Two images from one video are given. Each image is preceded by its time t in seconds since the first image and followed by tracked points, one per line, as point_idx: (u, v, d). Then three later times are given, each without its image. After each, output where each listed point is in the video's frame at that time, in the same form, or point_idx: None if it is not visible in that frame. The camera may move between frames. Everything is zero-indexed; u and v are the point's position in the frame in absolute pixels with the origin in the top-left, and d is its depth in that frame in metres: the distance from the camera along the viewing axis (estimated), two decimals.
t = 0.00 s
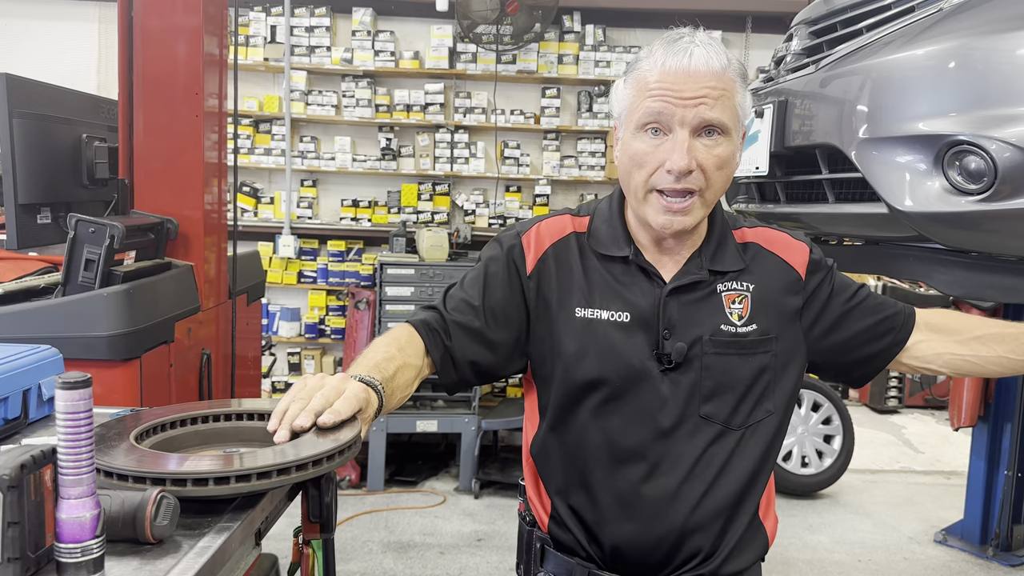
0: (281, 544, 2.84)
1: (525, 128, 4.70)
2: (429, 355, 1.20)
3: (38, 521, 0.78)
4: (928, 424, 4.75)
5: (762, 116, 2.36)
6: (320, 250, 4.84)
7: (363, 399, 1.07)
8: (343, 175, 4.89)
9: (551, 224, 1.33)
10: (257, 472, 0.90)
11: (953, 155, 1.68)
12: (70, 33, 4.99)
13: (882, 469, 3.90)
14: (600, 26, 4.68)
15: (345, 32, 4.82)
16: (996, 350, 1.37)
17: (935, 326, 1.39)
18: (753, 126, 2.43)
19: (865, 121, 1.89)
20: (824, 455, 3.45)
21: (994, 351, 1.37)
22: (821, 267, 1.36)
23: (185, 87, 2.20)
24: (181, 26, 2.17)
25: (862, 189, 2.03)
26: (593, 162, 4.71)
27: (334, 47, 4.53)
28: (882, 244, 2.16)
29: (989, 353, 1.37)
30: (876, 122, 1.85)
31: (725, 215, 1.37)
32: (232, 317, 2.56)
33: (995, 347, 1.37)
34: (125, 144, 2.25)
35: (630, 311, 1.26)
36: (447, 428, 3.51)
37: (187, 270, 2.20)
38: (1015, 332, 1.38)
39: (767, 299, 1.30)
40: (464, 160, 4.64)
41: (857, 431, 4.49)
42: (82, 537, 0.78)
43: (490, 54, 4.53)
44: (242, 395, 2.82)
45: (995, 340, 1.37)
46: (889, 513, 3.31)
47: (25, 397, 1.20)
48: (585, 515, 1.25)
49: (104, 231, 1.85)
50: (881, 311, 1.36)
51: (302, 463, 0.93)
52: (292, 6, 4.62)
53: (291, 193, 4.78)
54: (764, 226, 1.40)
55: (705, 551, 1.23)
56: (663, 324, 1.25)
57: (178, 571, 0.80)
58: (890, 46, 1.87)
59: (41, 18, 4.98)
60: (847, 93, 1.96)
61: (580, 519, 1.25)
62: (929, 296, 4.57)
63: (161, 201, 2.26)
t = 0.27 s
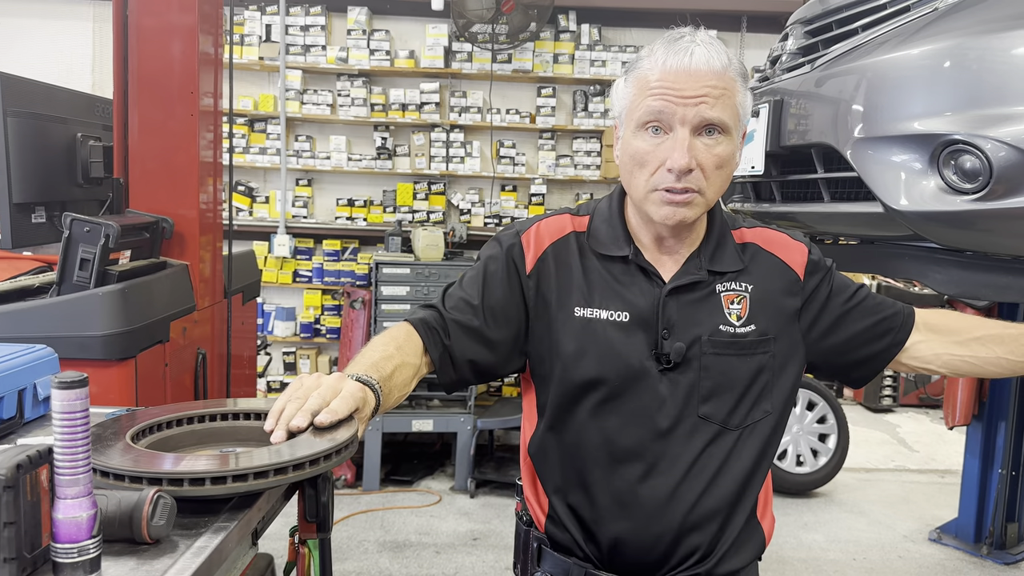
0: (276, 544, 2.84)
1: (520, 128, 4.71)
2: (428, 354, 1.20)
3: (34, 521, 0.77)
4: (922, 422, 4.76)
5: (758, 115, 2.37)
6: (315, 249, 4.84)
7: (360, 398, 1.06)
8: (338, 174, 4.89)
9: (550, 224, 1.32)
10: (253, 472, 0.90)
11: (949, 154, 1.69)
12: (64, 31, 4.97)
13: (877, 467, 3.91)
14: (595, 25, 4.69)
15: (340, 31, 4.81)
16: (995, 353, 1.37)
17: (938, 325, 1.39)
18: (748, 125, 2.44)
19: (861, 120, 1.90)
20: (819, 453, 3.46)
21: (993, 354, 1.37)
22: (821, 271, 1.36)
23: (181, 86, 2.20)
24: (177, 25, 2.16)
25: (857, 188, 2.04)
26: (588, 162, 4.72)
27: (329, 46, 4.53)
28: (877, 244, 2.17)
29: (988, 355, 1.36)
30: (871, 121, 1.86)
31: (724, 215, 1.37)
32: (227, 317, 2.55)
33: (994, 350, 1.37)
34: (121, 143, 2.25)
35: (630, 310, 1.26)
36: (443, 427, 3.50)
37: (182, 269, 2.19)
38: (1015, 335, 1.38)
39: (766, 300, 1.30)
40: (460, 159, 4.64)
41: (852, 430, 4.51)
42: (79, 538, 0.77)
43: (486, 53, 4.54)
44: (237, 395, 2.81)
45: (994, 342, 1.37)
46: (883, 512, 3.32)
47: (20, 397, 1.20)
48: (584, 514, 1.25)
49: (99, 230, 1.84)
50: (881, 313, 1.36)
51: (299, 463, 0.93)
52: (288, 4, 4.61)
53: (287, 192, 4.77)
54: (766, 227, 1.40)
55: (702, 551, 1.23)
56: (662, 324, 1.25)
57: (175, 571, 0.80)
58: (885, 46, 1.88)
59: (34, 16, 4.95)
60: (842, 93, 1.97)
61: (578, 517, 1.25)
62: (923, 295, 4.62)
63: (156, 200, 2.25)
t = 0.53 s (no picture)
0: (272, 543, 2.83)
1: (516, 126, 4.71)
2: (424, 354, 1.20)
3: (27, 520, 0.77)
4: (917, 421, 4.78)
5: (754, 114, 2.37)
6: (311, 248, 4.83)
7: (355, 398, 1.06)
8: (334, 173, 4.88)
9: (545, 220, 1.33)
10: (248, 470, 0.89)
11: (944, 153, 1.69)
12: (58, 30, 4.95)
13: (872, 466, 3.92)
14: (591, 24, 4.68)
15: (335, 29, 4.80)
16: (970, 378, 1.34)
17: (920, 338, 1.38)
18: (744, 124, 2.44)
19: (856, 118, 1.90)
20: (814, 452, 3.46)
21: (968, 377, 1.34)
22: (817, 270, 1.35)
23: (176, 85, 2.19)
24: (172, 23, 2.16)
25: (853, 186, 2.04)
26: (584, 160, 4.71)
27: (324, 44, 4.52)
28: (873, 242, 2.17)
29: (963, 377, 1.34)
30: (867, 120, 1.86)
31: (719, 210, 1.37)
32: (223, 316, 2.54)
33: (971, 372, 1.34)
34: (115, 141, 2.24)
35: (625, 306, 1.26)
36: (439, 426, 3.50)
37: (177, 268, 2.18)
38: (991, 365, 1.34)
39: (762, 296, 1.30)
40: (456, 157, 4.64)
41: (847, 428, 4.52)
42: (73, 536, 0.77)
43: (482, 52, 4.53)
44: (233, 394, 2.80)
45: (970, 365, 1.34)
46: (879, 510, 3.33)
47: (15, 395, 1.19)
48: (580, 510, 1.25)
49: (94, 228, 1.83)
50: (870, 325, 1.35)
51: (294, 461, 0.93)
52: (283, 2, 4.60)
53: (282, 191, 4.76)
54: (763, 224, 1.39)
55: (698, 547, 1.23)
56: (657, 320, 1.25)
57: (169, 570, 0.80)
58: (881, 44, 1.89)
59: (27, 13, 4.92)
60: (838, 91, 1.97)
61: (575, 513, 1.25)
62: (918, 293, 4.68)
63: (151, 198, 2.25)
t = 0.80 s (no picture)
0: (269, 542, 2.83)
1: (514, 125, 4.71)
2: (412, 336, 1.19)
3: (23, 518, 0.76)
4: (915, 419, 4.78)
5: (751, 112, 2.37)
6: (309, 246, 4.83)
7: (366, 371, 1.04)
8: (332, 171, 4.88)
9: (536, 216, 1.32)
10: (245, 469, 0.90)
11: (941, 151, 1.69)
12: (56, 28, 4.95)
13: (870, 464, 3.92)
14: (589, 22, 4.68)
15: (333, 28, 4.80)
16: (878, 462, 1.25)
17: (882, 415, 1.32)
18: (741, 122, 2.44)
19: (853, 116, 1.90)
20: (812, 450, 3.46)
21: (880, 462, 1.25)
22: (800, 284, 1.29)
23: (172, 84, 2.18)
24: (169, 21, 2.15)
25: (851, 185, 2.04)
26: (582, 159, 4.71)
27: (322, 43, 4.52)
28: (870, 240, 2.17)
29: (877, 455, 1.26)
30: (864, 118, 1.86)
31: (711, 211, 1.33)
32: (219, 314, 2.54)
33: (886, 456, 1.25)
34: (112, 139, 2.23)
35: (608, 300, 1.24)
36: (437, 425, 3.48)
37: (173, 266, 2.18)
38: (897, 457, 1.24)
39: (747, 298, 1.27)
40: (453, 156, 4.63)
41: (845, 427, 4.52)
42: (68, 535, 0.77)
43: (480, 51, 4.53)
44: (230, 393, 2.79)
45: (892, 452, 1.25)
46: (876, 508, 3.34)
47: (10, 394, 1.18)
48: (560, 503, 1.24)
49: (90, 227, 1.83)
50: (839, 375, 1.29)
51: (290, 460, 0.93)
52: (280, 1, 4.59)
53: (280, 189, 4.76)
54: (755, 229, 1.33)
55: (677, 545, 1.21)
56: (637, 315, 1.22)
57: (165, 568, 0.79)
58: (878, 43, 1.89)
59: (24, 12, 4.92)
60: (835, 90, 1.97)
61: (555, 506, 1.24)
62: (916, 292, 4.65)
63: (147, 196, 2.24)
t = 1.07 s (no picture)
0: (269, 540, 2.83)
1: (513, 123, 4.72)
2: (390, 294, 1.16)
3: (21, 516, 0.76)
4: (914, 418, 4.79)
5: (749, 111, 2.37)
6: (308, 245, 4.83)
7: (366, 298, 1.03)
8: (331, 170, 4.88)
9: (532, 203, 1.33)
10: (243, 467, 0.90)
11: (939, 149, 1.69)
12: (55, 27, 4.94)
13: (869, 463, 3.93)
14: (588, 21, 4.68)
15: (332, 27, 4.80)
16: (780, 512, 1.29)
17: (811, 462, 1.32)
18: (739, 121, 2.44)
19: (852, 115, 1.90)
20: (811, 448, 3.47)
21: (783, 511, 1.29)
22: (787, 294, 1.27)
23: (171, 82, 2.18)
24: (168, 20, 2.15)
25: (849, 183, 2.04)
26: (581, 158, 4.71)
27: (321, 42, 4.52)
28: (869, 239, 2.18)
29: (783, 504, 1.29)
30: (862, 116, 1.86)
31: (706, 214, 1.31)
32: (218, 313, 2.54)
33: (789, 508, 1.28)
34: (111, 137, 2.23)
35: (592, 293, 1.24)
36: (435, 424, 3.51)
37: (172, 265, 2.19)
38: (791, 510, 1.28)
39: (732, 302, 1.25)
40: (452, 155, 4.63)
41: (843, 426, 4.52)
42: (66, 533, 0.77)
43: (479, 49, 4.53)
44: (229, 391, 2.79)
45: (797, 506, 1.28)
46: (875, 507, 3.34)
47: (8, 392, 1.18)
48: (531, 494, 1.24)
49: (89, 226, 1.83)
50: (802, 399, 1.28)
51: (288, 457, 0.94)
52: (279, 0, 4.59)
53: (279, 188, 4.76)
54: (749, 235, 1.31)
55: (642, 545, 1.21)
56: (619, 309, 1.21)
57: (163, 566, 0.79)
58: (877, 41, 1.89)
59: (23, 11, 4.91)
60: (834, 88, 1.97)
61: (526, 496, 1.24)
62: (914, 290, 4.69)
63: (146, 195, 2.24)
